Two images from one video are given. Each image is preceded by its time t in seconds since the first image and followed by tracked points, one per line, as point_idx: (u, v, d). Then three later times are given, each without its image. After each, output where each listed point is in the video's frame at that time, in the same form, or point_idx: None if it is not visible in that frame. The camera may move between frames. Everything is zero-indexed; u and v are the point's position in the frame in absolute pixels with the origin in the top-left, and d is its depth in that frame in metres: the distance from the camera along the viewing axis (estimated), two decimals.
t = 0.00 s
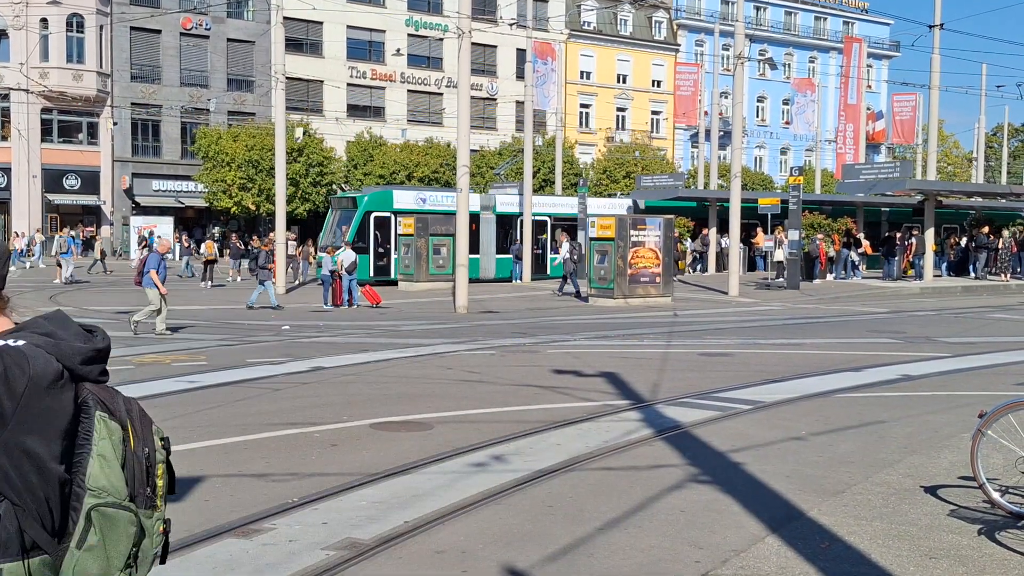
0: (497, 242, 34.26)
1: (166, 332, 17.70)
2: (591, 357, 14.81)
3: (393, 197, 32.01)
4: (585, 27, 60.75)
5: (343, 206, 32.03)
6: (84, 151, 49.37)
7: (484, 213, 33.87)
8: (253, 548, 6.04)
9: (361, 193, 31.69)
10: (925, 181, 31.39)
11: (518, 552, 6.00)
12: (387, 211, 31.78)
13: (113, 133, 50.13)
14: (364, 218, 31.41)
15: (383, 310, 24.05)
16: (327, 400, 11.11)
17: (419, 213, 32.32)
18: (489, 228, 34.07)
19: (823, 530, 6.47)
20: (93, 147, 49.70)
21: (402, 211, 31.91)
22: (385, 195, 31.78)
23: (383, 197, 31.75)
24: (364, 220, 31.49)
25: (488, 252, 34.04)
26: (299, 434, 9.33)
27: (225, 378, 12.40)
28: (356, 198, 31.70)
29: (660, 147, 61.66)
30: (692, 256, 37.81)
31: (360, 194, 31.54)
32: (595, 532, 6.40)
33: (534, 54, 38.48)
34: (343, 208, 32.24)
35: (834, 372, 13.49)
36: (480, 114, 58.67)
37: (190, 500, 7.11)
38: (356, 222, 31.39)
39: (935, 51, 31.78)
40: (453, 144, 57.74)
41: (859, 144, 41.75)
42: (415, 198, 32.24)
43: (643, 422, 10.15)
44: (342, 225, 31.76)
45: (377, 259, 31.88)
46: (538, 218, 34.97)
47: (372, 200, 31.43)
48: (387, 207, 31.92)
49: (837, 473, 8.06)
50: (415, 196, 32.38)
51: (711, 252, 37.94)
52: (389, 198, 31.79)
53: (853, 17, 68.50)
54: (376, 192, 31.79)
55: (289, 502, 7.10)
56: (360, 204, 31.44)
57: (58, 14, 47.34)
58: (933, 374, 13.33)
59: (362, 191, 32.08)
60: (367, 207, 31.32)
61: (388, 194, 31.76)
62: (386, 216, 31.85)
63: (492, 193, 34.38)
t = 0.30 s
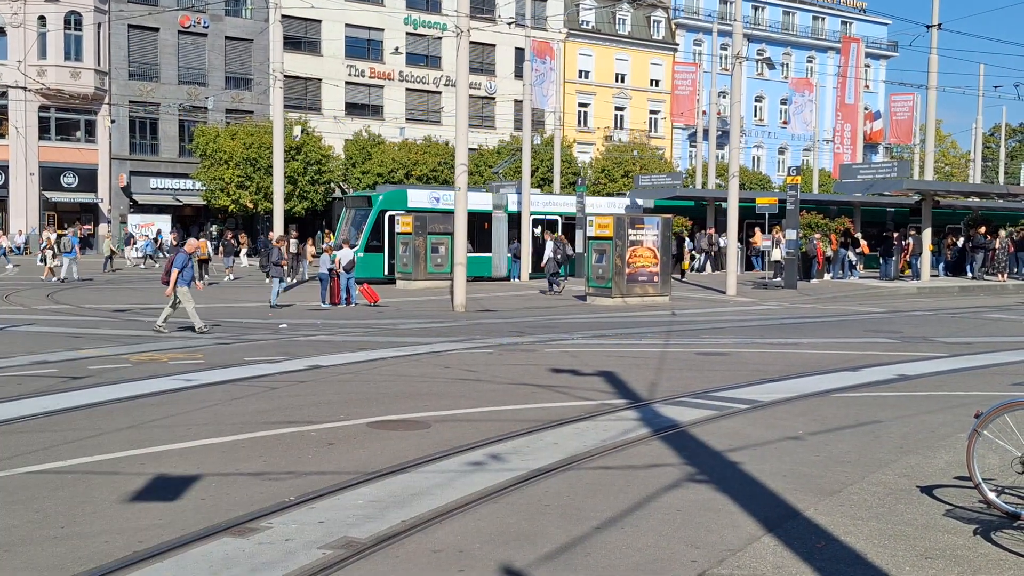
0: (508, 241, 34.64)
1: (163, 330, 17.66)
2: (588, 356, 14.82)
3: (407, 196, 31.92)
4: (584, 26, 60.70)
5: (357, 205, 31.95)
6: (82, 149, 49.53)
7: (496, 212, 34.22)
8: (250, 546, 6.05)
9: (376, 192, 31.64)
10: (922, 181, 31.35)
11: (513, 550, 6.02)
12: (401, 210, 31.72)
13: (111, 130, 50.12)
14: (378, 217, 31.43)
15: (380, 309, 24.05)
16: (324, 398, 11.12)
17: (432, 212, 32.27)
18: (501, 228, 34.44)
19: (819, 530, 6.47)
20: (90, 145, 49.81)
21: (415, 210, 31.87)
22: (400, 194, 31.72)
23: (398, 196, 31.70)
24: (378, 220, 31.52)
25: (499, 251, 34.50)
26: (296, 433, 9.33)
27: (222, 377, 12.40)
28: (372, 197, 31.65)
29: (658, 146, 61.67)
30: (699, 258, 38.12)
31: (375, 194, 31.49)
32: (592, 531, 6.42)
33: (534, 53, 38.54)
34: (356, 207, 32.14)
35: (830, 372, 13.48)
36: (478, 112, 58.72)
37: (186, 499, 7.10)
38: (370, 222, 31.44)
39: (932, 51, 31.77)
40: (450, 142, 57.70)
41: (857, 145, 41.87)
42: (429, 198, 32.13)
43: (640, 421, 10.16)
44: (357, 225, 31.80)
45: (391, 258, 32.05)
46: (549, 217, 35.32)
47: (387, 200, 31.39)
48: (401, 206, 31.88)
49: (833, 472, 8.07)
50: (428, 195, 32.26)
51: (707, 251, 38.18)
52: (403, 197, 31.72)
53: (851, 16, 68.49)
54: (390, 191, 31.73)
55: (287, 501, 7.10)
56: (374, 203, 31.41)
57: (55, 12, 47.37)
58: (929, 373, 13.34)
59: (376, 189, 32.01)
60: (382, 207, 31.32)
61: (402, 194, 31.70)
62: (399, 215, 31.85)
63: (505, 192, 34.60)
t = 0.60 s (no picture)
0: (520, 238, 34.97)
1: (160, 327, 17.63)
2: (586, 354, 14.82)
3: (422, 194, 31.55)
4: (583, 23, 60.64)
5: (372, 203, 32.06)
6: (80, 146, 49.69)
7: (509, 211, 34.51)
8: (248, 543, 6.05)
9: (391, 190, 31.58)
10: (921, 179, 31.29)
11: (511, 547, 6.02)
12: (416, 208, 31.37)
13: (108, 127, 50.11)
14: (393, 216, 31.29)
15: (378, 306, 24.04)
16: (322, 395, 11.10)
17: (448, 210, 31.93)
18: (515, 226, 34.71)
19: (816, 528, 6.47)
20: (89, 142, 49.94)
21: (431, 207, 31.45)
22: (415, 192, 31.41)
23: (412, 194, 31.37)
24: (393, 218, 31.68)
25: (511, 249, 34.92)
26: (294, 431, 9.32)
27: (220, 374, 12.39)
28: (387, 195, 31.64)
29: (656, 144, 61.65)
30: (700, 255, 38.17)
31: (389, 191, 31.49)
32: (590, 529, 6.42)
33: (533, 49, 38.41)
34: (371, 205, 32.20)
35: (829, 370, 13.48)
36: (476, 110, 58.71)
37: (184, 496, 7.10)
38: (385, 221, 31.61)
39: (931, 49, 31.76)
40: (449, 140, 57.68)
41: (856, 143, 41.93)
42: (444, 195, 31.75)
43: (639, 419, 10.15)
44: (371, 223, 32.03)
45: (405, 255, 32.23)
46: (561, 215, 35.73)
47: (401, 197, 31.24)
48: (417, 203, 31.59)
49: (831, 471, 8.07)
50: (443, 193, 31.89)
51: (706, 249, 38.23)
52: (417, 195, 31.37)
53: (851, 14, 68.48)
54: (406, 188, 31.48)
55: (284, 498, 7.09)
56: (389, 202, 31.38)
57: (53, 8, 47.40)
58: (928, 372, 13.34)
59: (391, 187, 31.88)
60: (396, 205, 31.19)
61: (417, 191, 31.36)
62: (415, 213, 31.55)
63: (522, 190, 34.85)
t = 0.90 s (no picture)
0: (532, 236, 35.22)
1: (157, 325, 17.62)
2: (583, 352, 14.81)
3: (435, 192, 31.97)
4: (580, 22, 60.61)
5: (385, 201, 32.30)
6: (77, 143, 49.62)
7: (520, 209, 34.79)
8: (245, 541, 6.05)
9: (404, 188, 31.83)
10: (918, 178, 31.30)
11: (508, 546, 6.02)
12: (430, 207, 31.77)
13: (106, 125, 50.04)
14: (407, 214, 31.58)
15: (375, 305, 24.04)
16: (319, 394, 11.11)
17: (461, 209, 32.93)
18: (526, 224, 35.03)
19: (813, 527, 6.48)
20: (86, 139, 49.94)
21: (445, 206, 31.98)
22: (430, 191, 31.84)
23: (426, 192, 31.73)
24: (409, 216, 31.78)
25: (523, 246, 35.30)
26: (291, 428, 9.32)
27: (218, 372, 12.39)
28: (400, 194, 31.90)
29: (654, 143, 61.66)
30: (699, 253, 38.03)
31: (403, 190, 31.69)
32: (587, 527, 6.43)
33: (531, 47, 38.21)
34: (384, 203, 32.42)
35: (825, 369, 13.49)
36: (474, 108, 58.71)
37: (180, 494, 7.10)
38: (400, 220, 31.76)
39: (929, 49, 31.80)
40: (447, 138, 57.64)
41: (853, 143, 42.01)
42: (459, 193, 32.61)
43: (636, 418, 10.15)
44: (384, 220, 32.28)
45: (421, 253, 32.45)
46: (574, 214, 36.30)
47: (416, 196, 31.57)
48: (429, 202, 31.96)
49: (828, 469, 8.07)
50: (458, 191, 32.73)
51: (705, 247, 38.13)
52: (431, 194, 31.76)
53: (849, 14, 68.50)
54: (420, 187, 31.82)
55: (281, 496, 7.09)
56: (403, 201, 31.63)
57: (51, 5, 47.32)
58: (925, 371, 13.36)
59: (404, 185, 32.20)
60: (410, 204, 31.47)
61: (431, 190, 31.74)
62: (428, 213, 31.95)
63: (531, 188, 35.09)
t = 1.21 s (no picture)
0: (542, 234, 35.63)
1: (155, 323, 17.64)
2: (581, 351, 14.81)
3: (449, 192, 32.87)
4: (579, 20, 60.54)
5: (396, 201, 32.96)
6: (75, 141, 49.46)
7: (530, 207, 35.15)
8: (242, 539, 6.05)
9: (419, 188, 32.57)
10: (915, 178, 31.31)
11: (505, 544, 6.02)
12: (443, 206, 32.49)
13: (104, 122, 49.99)
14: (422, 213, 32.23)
15: (373, 303, 24.05)
16: (317, 392, 11.11)
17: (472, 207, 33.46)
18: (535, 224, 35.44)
19: (810, 526, 6.48)
20: (84, 137, 49.82)
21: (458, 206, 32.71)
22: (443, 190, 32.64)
23: (440, 192, 32.67)
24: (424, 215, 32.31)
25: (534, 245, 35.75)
26: (289, 427, 9.31)
27: (216, 370, 12.40)
28: (414, 193, 32.58)
29: (652, 141, 61.66)
30: (699, 251, 38.06)
31: (417, 189, 32.42)
32: (585, 525, 6.44)
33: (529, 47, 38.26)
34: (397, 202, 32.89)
35: (823, 368, 13.50)
36: (473, 106, 58.65)
37: (177, 492, 7.09)
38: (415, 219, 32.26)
39: (927, 48, 31.81)
40: (445, 136, 57.61)
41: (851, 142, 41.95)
42: (470, 192, 33.35)
43: (634, 416, 10.16)
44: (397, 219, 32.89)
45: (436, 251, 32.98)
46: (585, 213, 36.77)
47: (430, 195, 32.44)
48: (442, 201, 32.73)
49: (825, 468, 8.08)
50: (469, 190, 33.48)
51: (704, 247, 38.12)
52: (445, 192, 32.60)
53: (847, 13, 68.47)
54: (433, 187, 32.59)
55: (278, 494, 7.09)
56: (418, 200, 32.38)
57: (48, 3, 47.27)
58: (923, 370, 13.37)
59: (417, 185, 32.85)
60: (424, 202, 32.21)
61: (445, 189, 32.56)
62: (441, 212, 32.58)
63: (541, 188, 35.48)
